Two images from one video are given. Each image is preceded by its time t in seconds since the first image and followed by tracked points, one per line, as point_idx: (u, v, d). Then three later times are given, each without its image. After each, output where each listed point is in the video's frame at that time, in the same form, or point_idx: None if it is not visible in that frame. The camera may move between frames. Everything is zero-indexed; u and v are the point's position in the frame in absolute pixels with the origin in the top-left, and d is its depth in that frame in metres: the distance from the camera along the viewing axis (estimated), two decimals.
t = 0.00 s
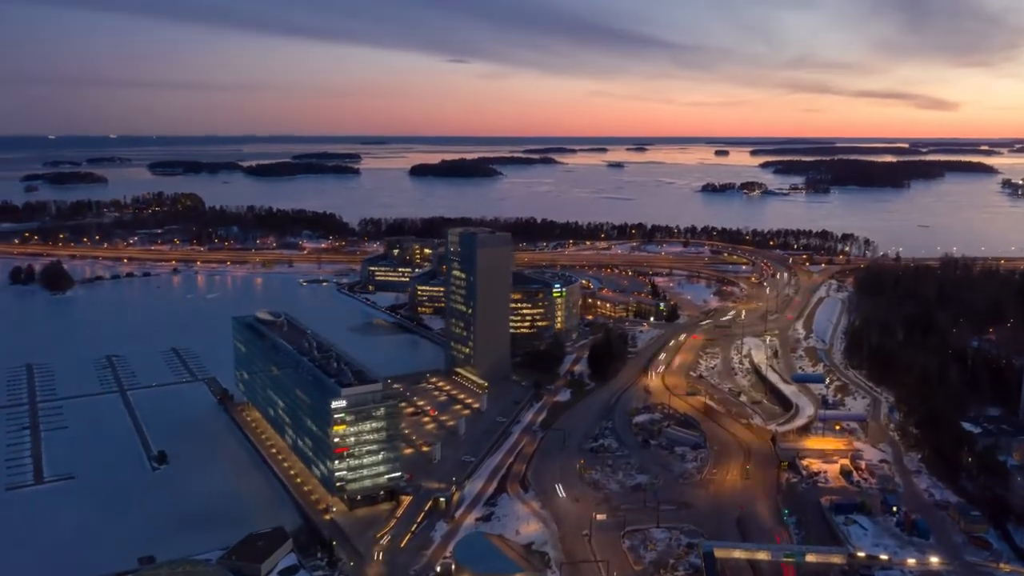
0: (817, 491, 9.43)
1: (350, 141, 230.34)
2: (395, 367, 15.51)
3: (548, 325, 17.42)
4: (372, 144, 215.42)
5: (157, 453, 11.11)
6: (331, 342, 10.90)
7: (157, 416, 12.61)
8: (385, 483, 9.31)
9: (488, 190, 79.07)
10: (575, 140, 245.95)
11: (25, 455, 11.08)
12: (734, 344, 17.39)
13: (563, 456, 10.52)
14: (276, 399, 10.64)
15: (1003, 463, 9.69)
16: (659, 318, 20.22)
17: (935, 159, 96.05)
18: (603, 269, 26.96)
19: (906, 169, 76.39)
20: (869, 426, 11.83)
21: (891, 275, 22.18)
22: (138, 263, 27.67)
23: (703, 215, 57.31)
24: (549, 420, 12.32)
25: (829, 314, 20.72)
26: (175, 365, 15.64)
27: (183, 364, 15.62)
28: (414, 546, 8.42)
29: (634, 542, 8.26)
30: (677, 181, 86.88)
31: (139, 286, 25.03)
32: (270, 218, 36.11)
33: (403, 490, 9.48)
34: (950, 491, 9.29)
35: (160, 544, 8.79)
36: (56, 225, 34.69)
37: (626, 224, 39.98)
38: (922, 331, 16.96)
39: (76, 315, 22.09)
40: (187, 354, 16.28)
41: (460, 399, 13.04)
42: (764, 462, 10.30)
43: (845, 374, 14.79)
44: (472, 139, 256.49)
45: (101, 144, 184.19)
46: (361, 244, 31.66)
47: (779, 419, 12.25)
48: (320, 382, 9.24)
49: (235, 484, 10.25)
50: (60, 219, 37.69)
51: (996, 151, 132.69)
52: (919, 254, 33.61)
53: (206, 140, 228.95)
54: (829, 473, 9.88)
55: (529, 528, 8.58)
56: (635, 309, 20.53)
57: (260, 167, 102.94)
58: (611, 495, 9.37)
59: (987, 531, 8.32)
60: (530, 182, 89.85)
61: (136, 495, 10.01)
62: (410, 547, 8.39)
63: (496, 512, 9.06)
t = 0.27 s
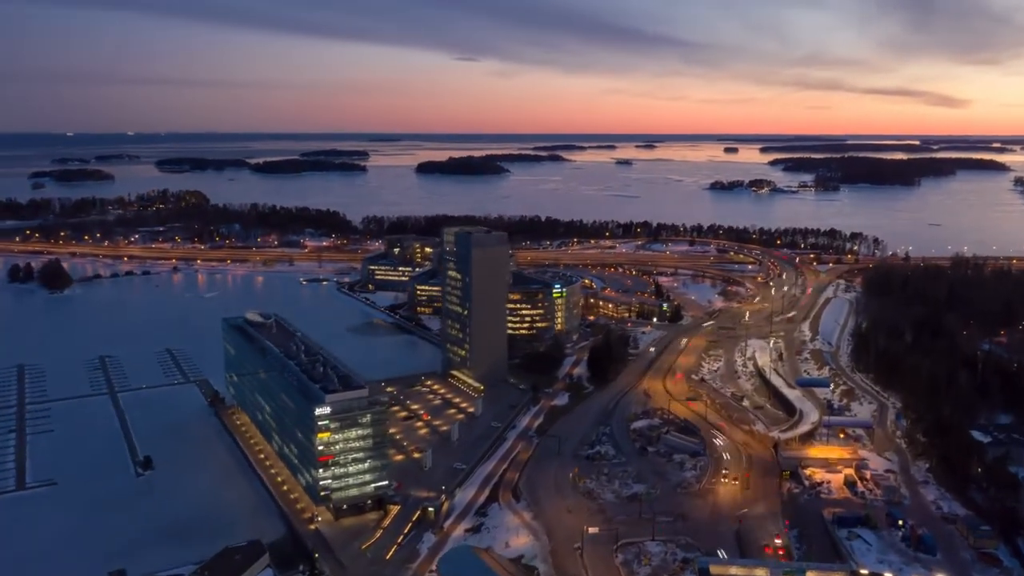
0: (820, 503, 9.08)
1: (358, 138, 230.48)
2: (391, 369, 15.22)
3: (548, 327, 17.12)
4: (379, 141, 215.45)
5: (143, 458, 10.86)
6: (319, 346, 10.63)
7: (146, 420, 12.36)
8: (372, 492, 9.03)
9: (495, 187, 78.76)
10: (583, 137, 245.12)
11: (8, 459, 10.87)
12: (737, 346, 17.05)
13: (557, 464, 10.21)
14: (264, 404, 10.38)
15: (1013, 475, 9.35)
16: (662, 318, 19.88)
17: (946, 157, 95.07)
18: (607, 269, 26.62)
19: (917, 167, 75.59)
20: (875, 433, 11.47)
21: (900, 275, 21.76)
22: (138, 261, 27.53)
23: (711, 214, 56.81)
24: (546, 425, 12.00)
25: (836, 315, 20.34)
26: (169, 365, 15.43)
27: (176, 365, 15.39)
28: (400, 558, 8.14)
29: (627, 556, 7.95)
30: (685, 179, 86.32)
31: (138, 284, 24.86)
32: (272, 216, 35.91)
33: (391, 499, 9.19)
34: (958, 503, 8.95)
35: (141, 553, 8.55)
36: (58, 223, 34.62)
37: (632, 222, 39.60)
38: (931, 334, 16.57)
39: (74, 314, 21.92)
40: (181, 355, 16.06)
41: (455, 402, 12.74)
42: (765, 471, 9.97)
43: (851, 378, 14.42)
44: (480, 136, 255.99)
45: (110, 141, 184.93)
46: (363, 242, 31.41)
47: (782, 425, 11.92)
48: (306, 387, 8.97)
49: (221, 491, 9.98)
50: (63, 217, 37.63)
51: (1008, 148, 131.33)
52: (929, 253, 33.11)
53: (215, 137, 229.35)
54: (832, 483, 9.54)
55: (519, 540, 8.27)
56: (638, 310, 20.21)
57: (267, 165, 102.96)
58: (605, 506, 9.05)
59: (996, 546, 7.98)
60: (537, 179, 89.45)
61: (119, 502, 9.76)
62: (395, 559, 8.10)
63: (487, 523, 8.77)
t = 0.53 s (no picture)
0: (822, 513, 8.79)
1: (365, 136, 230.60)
2: (388, 370, 14.97)
3: (548, 327, 16.84)
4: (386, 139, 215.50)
5: (131, 462, 10.67)
6: (309, 348, 10.38)
7: (136, 423, 12.16)
8: (360, 500, 8.78)
9: (500, 185, 78.44)
10: (591, 134, 244.42)
11: None
12: (741, 348, 16.73)
13: (552, 471, 9.95)
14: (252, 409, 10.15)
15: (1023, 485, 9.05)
16: (665, 319, 19.58)
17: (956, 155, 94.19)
18: (610, 268, 26.31)
19: (926, 165, 74.85)
20: (881, 439, 11.18)
21: (908, 275, 21.38)
22: (138, 259, 27.39)
23: (717, 212, 56.35)
24: (542, 429, 11.73)
25: (842, 316, 19.99)
26: (162, 366, 15.23)
27: (169, 366, 15.20)
28: (387, 570, 7.90)
29: (621, 569, 7.69)
30: (692, 176, 85.79)
31: (137, 283, 24.72)
32: (274, 214, 35.73)
33: (380, 508, 8.95)
34: (965, 514, 8.67)
35: (122, 565, 8.35)
36: (60, 221, 34.58)
37: (636, 220, 39.24)
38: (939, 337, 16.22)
39: (72, 312, 21.79)
40: (175, 356, 15.86)
41: (450, 405, 12.49)
42: (766, 479, 9.68)
43: (857, 382, 14.09)
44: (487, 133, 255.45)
45: (118, 139, 185.57)
46: (365, 240, 31.18)
47: (784, 430, 11.62)
48: (292, 392, 8.72)
49: (207, 497, 9.77)
50: (66, 215, 37.55)
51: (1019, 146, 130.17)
52: (938, 253, 32.65)
53: (222, 135, 229.63)
54: (835, 492, 9.25)
55: (510, 551, 8.02)
56: (640, 310, 19.91)
57: (273, 162, 102.94)
58: (600, 515, 8.78)
59: (1005, 561, 7.69)
60: (543, 177, 89.08)
61: (103, 509, 9.55)
62: (382, 571, 7.86)
63: (477, 532, 8.52)
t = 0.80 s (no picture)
0: (824, 524, 8.50)
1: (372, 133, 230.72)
2: (385, 371, 14.73)
3: (548, 328, 16.57)
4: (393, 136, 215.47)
5: (118, 466, 10.47)
6: (299, 351, 10.15)
7: (126, 425, 11.96)
8: (346, 508, 8.53)
9: (506, 183, 78.16)
10: (598, 132, 243.59)
11: None
12: (745, 350, 16.43)
13: (547, 479, 9.70)
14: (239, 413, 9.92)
15: None
16: (668, 320, 19.27)
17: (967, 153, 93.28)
18: (614, 268, 26.01)
19: (937, 163, 74.10)
20: (886, 446, 10.88)
21: (916, 275, 21.01)
22: (138, 258, 27.26)
23: (724, 210, 55.90)
24: (538, 435, 11.48)
25: (848, 317, 19.65)
26: (156, 366, 15.04)
27: (163, 367, 15.01)
28: None
29: None
30: (699, 174, 85.25)
31: (138, 281, 24.61)
32: (277, 212, 35.57)
33: (367, 516, 8.70)
34: (973, 526, 8.39)
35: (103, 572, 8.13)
36: (64, 219, 34.55)
37: (642, 218, 38.88)
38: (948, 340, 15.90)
39: (71, 311, 21.67)
40: (170, 356, 15.66)
41: (445, 409, 12.24)
42: (767, 488, 9.38)
43: (862, 385, 13.79)
44: (495, 131, 254.97)
45: (127, 136, 186.21)
46: (367, 239, 30.97)
47: (787, 436, 11.31)
48: (277, 398, 8.48)
49: (194, 503, 9.55)
50: (69, 212, 37.48)
51: None
52: (948, 252, 32.19)
53: (230, 132, 230.11)
54: (838, 503, 8.95)
55: (500, 563, 7.77)
56: (643, 311, 19.62)
57: (279, 159, 102.93)
58: (594, 525, 8.52)
59: None
60: (550, 175, 88.71)
61: (87, 514, 9.35)
62: None
63: (468, 542, 8.27)
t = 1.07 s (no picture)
0: (826, 539, 8.17)
1: (381, 130, 230.89)
2: (381, 373, 14.44)
3: (547, 329, 16.26)
4: (402, 133, 215.48)
5: (102, 471, 10.24)
6: (287, 355, 9.89)
7: (114, 428, 11.74)
8: (329, 519, 8.24)
9: (513, 180, 77.79)
10: (607, 129, 242.59)
11: None
12: (749, 353, 16.07)
13: (540, 488, 9.40)
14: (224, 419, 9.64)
15: None
16: (672, 321, 18.94)
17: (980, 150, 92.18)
18: (618, 267, 25.68)
19: (949, 160, 73.20)
20: (892, 454, 10.52)
21: (927, 275, 20.57)
22: (139, 255, 27.13)
23: (732, 207, 55.38)
24: (533, 440, 11.18)
25: (856, 317, 19.25)
26: (149, 367, 14.83)
27: (156, 367, 14.79)
28: None
29: None
30: (708, 171, 84.61)
31: (137, 279, 24.46)
32: (280, 210, 35.40)
33: (352, 527, 8.41)
34: (983, 541, 8.06)
35: None
36: (67, 216, 34.50)
37: (648, 217, 38.48)
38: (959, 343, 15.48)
39: (69, 309, 21.53)
40: (163, 357, 15.43)
41: (439, 413, 11.96)
42: (768, 499, 9.03)
43: (869, 390, 13.42)
44: (504, 128, 254.41)
45: (136, 133, 186.96)
46: (370, 237, 30.73)
47: (790, 444, 10.97)
48: (259, 405, 8.19)
49: (177, 510, 9.31)
50: (73, 210, 37.42)
51: None
52: (959, 251, 31.65)
53: (239, 129, 230.70)
54: (841, 516, 8.61)
55: None
56: (645, 311, 19.28)
57: (287, 156, 102.95)
58: (586, 538, 8.21)
59: None
60: (557, 172, 88.27)
61: (67, 520, 9.12)
62: None
63: (455, 554, 7.98)
